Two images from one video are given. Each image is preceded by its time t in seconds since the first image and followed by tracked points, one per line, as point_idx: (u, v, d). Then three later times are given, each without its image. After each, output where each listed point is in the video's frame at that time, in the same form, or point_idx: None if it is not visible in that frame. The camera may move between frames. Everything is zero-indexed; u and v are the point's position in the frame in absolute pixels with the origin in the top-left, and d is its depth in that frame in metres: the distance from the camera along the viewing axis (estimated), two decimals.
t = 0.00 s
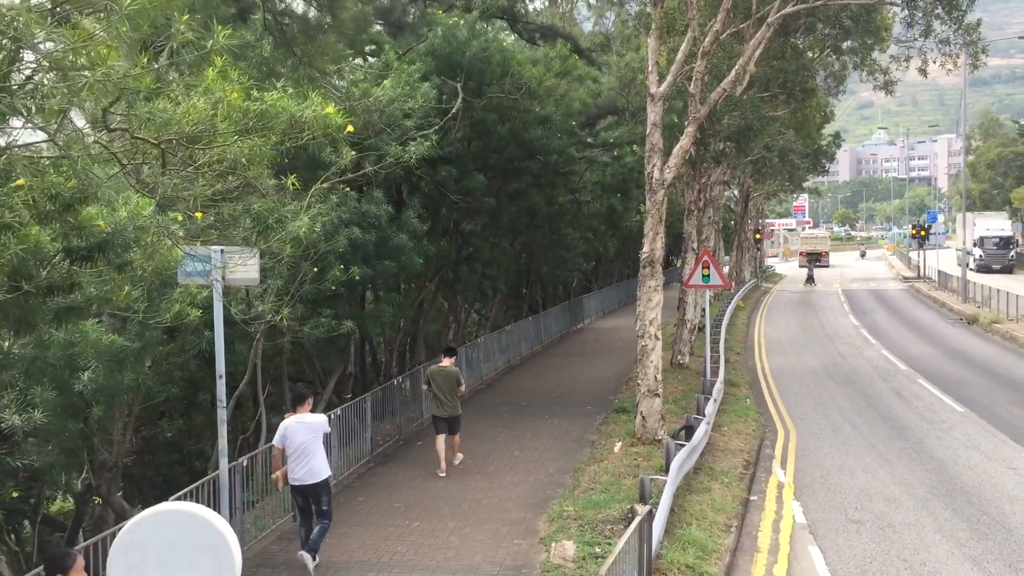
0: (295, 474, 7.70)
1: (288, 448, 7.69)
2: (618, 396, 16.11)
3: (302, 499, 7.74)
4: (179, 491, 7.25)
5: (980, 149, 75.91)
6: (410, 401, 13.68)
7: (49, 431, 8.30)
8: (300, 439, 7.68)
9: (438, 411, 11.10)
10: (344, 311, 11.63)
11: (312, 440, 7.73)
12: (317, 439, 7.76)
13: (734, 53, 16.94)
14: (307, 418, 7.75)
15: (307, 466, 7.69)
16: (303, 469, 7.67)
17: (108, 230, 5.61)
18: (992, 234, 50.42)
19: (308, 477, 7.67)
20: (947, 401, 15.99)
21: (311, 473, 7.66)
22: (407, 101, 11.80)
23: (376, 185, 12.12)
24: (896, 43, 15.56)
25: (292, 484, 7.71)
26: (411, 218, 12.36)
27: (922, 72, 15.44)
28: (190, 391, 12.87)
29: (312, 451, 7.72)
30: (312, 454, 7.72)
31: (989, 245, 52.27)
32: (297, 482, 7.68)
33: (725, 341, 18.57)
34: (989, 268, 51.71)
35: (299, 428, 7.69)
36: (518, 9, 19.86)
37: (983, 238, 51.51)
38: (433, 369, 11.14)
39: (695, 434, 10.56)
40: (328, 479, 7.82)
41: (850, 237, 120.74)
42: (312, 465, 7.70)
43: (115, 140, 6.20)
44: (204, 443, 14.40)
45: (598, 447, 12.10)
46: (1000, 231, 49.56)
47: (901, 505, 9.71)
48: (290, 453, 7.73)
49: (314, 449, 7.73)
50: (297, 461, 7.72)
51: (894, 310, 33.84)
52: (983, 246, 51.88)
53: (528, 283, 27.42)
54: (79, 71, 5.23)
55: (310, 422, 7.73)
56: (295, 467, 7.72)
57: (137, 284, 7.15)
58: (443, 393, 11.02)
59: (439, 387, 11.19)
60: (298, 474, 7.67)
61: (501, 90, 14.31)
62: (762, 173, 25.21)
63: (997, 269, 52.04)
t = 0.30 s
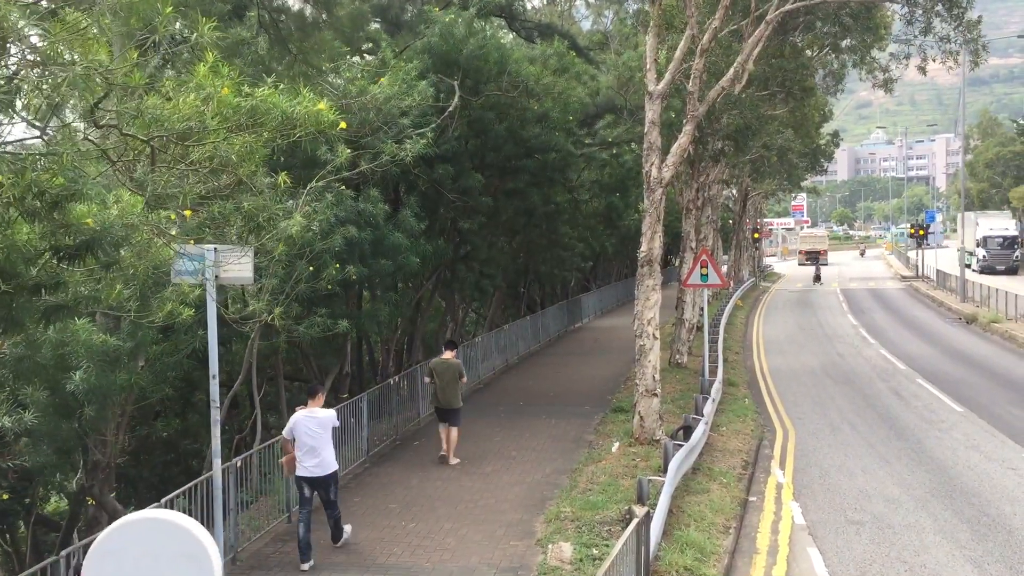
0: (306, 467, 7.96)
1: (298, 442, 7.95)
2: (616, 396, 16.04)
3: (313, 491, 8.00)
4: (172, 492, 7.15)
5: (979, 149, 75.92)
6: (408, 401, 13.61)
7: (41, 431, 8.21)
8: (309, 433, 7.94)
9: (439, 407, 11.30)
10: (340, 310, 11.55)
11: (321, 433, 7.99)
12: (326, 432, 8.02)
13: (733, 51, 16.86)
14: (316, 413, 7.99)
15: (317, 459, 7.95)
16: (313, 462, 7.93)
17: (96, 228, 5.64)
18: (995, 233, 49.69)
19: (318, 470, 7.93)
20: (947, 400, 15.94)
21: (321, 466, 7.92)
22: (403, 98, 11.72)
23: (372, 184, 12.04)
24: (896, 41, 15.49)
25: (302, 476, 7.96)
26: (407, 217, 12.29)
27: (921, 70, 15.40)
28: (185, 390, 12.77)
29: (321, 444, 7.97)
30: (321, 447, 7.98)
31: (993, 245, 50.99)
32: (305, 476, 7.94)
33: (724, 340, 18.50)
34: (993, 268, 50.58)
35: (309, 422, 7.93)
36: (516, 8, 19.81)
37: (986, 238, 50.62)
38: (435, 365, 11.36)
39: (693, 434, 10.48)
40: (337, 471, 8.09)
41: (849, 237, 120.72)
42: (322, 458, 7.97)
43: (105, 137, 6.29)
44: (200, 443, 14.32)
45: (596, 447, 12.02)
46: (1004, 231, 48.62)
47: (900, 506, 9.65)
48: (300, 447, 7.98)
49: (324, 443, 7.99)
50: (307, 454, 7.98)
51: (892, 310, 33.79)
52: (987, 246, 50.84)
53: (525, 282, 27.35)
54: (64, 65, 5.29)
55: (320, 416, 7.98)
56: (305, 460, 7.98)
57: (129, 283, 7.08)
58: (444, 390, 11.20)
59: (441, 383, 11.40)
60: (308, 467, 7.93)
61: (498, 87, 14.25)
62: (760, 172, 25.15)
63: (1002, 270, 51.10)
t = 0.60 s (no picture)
0: (318, 455, 8.39)
1: (311, 430, 8.41)
2: (613, 396, 16.00)
3: (323, 479, 8.41)
4: (165, 494, 7.10)
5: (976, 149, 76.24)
6: (404, 401, 13.56)
7: (34, 432, 8.16)
8: (322, 422, 8.41)
9: (438, 402, 11.61)
10: (335, 310, 11.51)
11: (332, 422, 8.44)
12: (337, 422, 8.47)
13: (731, 50, 16.82)
14: (328, 403, 8.46)
15: (328, 447, 8.39)
16: (326, 450, 8.37)
17: (86, 227, 5.61)
18: (1000, 233, 48.01)
19: (329, 458, 8.36)
20: (945, 401, 15.92)
21: (332, 454, 8.35)
22: (400, 97, 11.68)
23: (368, 183, 11.99)
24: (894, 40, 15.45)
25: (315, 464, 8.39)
26: (404, 216, 12.25)
27: (920, 70, 15.37)
28: (181, 390, 12.71)
29: (333, 432, 8.44)
30: (333, 435, 8.42)
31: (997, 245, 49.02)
32: (318, 463, 8.35)
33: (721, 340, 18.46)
34: (997, 270, 48.66)
35: (321, 412, 8.40)
36: (514, 7, 19.78)
37: (990, 239, 48.83)
38: (435, 361, 11.69)
39: (691, 435, 10.44)
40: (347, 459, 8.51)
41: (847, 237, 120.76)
42: (333, 446, 8.40)
43: (95, 136, 6.24)
44: (196, 444, 14.25)
45: (593, 448, 11.97)
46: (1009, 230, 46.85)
47: (899, 507, 9.61)
48: (312, 435, 8.42)
49: (335, 431, 8.42)
50: (318, 443, 8.42)
51: (890, 310, 33.78)
52: (992, 247, 48.88)
53: (523, 282, 27.32)
54: (51, 60, 5.33)
55: (331, 406, 8.43)
56: (317, 448, 8.42)
57: (121, 284, 7.03)
58: (443, 383, 11.54)
59: (439, 379, 11.70)
60: (320, 455, 8.36)
61: (495, 87, 14.23)
62: (758, 172, 25.13)
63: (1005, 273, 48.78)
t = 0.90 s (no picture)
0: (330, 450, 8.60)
1: (324, 426, 8.64)
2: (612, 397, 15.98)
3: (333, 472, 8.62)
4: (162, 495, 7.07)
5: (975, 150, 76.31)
6: (403, 402, 13.53)
7: (30, 433, 8.13)
8: (334, 417, 8.66)
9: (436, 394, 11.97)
10: (333, 310, 11.47)
11: (342, 418, 8.72)
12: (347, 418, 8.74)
13: (730, 50, 16.81)
14: (338, 401, 8.73)
15: (339, 442, 8.63)
16: (336, 445, 8.59)
17: (79, 228, 5.59)
18: (1007, 234, 46.30)
19: (340, 452, 8.59)
20: (944, 401, 15.91)
21: (343, 448, 8.58)
22: (398, 98, 11.64)
23: (366, 183, 11.95)
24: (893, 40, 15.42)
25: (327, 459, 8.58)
26: (402, 217, 12.22)
27: (920, 70, 15.36)
28: (178, 391, 12.68)
29: (343, 429, 8.68)
30: (343, 431, 8.69)
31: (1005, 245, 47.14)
32: (328, 458, 8.56)
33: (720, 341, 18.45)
34: (1004, 273, 46.85)
35: (334, 408, 8.66)
36: (513, 8, 19.77)
37: (996, 240, 47.08)
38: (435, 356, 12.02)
39: (690, 436, 10.42)
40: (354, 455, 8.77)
41: (846, 237, 120.74)
42: (343, 441, 8.65)
43: (90, 137, 6.24)
44: (194, 445, 14.22)
45: (592, 449, 11.95)
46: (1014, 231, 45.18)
47: (898, 508, 9.59)
48: (322, 432, 8.65)
49: (346, 427, 8.70)
50: (329, 438, 8.64)
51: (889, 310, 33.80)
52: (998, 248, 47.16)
53: (522, 283, 27.31)
54: (43, 60, 5.34)
55: (342, 403, 8.73)
56: (328, 443, 8.62)
57: (117, 284, 7.01)
58: (444, 376, 11.86)
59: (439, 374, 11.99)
60: (332, 449, 8.58)
61: (494, 87, 14.21)
62: (758, 172, 25.13)
63: (1014, 275, 46.92)
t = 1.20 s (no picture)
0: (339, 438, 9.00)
1: (332, 416, 9.01)
2: (611, 396, 15.96)
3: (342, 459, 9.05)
4: (161, 495, 7.05)
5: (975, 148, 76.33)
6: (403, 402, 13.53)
7: (28, 433, 8.11)
8: (342, 408, 9.00)
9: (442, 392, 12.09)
10: (332, 310, 11.45)
11: (350, 408, 9.05)
12: (354, 408, 9.07)
13: (729, 49, 16.79)
14: (343, 391, 9.03)
15: (347, 431, 9.01)
16: (342, 435, 8.97)
17: (76, 227, 5.59)
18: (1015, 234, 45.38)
19: (347, 441, 8.96)
20: (944, 401, 15.89)
21: (351, 438, 8.96)
22: (396, 97, 11.62)
23: (365, 183, 11.93)
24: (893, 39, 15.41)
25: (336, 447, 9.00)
26: (401, 216, 12.20)
27: (919, 69, 15.34)
28: (177, 390, 12.66)
29: (348, 418, 9.02)
30: (350, 420, 9.05)
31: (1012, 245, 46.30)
32: (336, 446, 8.97)
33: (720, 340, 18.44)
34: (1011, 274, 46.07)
35: (341, 399, 8.99)
36: (512, 7, 19.76)
37: (1004, 239, 46.13)
38: (439, 352, 12.16)
39: (690, 435, 10.41)
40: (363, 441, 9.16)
41: (846, 236, 120.78)
42: (351, 430, 9.02)
43: (88, 136, 6.24)
44: (193, 445, 14.21)
45: (591, 448, 11.93)
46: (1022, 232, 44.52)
47: (898, 508, 9.57)
48: (330, 421, 9.03)
49: (354, 417, 9.05)
50: (336, 427, 9.02)
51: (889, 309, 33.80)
52: (1005, 248, 46.32)
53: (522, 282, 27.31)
54: (38, 59, 5.36)
55: (349, 394, 9.04)
56: (336, 432, 9.02)
57: (116, 284, 7.00)
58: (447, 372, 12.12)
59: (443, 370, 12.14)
60: (340, 439, 8.98)
61: (493, 86, 14.20)
62: (757, 172, 25.14)
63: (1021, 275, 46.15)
